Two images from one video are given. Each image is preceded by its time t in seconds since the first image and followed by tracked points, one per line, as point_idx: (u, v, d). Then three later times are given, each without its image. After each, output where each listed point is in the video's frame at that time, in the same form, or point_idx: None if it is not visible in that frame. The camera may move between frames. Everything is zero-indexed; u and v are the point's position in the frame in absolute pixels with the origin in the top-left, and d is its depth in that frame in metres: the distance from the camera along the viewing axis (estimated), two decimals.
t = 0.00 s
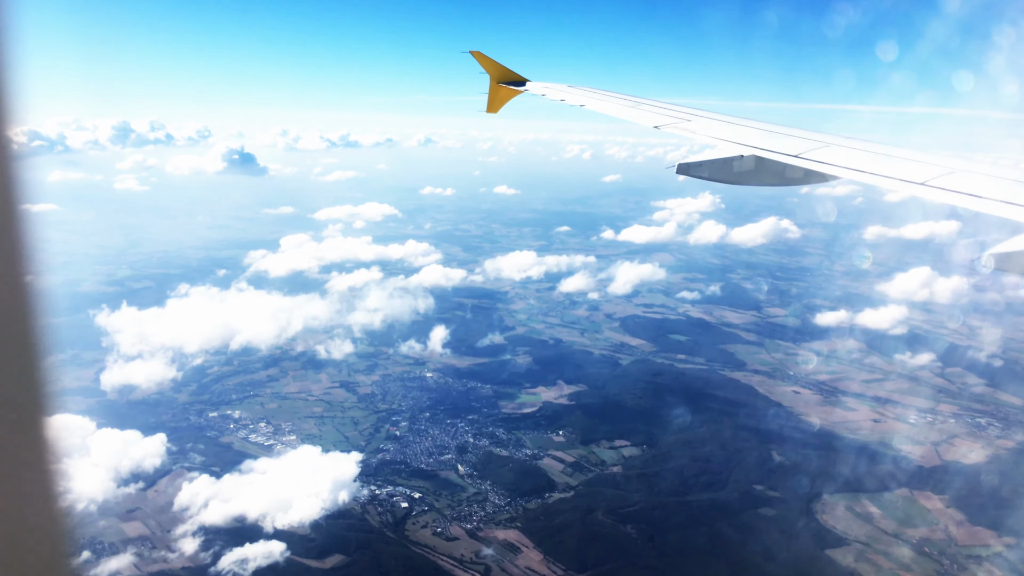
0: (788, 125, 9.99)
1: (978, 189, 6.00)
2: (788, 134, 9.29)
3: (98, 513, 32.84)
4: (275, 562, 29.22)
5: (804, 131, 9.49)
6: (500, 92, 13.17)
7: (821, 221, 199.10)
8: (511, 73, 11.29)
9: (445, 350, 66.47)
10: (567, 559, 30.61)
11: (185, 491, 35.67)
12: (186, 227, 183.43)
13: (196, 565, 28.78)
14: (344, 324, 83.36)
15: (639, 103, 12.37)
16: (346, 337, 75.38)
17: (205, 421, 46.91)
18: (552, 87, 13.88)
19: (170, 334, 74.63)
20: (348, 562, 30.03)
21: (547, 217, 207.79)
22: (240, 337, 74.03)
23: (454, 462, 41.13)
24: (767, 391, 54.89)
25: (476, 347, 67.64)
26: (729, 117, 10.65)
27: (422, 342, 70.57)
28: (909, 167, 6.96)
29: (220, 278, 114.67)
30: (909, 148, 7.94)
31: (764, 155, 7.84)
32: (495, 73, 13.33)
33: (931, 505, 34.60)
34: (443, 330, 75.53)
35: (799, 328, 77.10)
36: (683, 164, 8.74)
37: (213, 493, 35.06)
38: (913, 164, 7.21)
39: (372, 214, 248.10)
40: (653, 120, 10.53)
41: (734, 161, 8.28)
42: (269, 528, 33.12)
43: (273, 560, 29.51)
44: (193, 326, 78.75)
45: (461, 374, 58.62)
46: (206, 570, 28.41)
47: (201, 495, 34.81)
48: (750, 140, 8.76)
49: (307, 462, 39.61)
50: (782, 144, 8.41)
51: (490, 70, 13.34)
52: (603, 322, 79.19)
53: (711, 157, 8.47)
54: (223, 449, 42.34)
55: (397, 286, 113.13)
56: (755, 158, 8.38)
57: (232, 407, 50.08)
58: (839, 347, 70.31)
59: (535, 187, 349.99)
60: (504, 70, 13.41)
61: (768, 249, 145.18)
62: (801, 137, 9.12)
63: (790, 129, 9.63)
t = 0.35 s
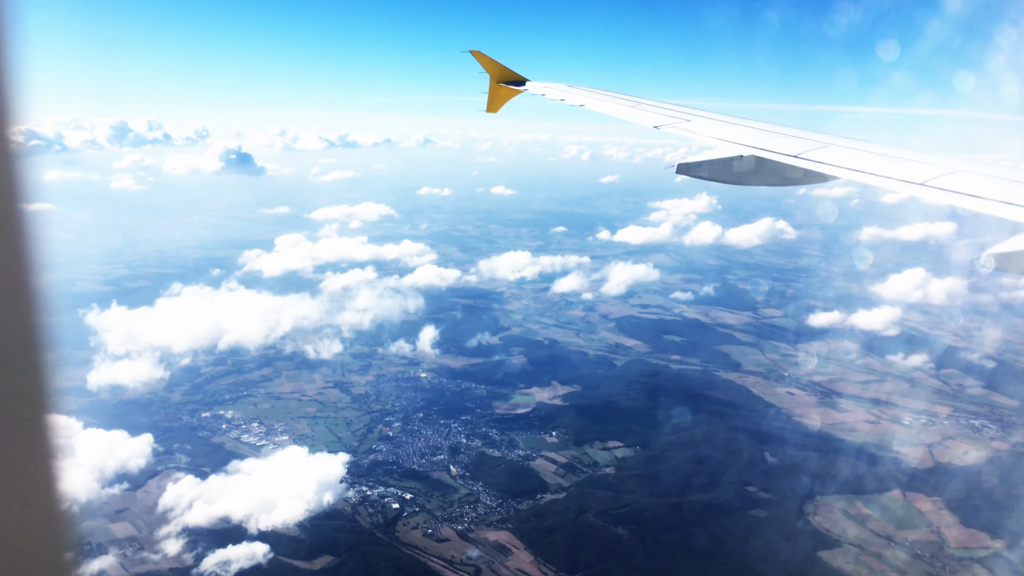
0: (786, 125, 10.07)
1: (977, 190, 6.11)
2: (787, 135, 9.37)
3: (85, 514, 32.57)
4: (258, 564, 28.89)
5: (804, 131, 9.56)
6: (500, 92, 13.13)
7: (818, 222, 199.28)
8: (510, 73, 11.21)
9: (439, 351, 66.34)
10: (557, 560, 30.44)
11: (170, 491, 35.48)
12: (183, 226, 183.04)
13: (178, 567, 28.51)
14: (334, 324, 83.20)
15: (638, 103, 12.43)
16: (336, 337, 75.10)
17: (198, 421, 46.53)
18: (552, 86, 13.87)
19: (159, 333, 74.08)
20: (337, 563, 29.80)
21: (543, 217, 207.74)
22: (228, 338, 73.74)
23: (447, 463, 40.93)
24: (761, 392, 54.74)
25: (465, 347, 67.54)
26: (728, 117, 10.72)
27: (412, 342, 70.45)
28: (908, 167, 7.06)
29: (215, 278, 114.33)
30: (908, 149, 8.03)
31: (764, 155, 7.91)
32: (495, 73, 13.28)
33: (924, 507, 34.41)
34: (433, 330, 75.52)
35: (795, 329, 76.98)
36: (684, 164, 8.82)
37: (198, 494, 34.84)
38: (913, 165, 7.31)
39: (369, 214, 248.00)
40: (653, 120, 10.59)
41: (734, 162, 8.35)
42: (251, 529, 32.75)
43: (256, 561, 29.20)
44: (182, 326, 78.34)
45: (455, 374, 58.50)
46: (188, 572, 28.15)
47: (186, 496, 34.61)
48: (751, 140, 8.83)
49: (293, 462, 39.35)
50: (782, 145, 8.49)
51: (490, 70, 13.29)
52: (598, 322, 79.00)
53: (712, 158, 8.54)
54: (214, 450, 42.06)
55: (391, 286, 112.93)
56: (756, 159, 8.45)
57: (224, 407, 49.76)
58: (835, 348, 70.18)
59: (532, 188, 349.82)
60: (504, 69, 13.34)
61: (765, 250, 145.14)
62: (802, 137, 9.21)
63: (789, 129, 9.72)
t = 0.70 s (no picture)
0: (787, 125, 10.00)
1: (975, 188, 6.07)
2: (788, 134, 9.30)
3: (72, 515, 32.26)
4: (243, 565, 28.58)
5: (804, 130, 9.51)
6: (500, 91, 13.13)
7: (814, 223, 199.89)
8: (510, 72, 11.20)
9: (433, 351, 66.28)
10: (549, 562, 30.26)
11: (155, 493, 35.27)
12: (179, 227, 182.79)
13: (161, 568, 28.18)
14: (323, 324, 83.19)
15: (639, 102, 12.39)
16: (325, 337, 75.01)
17: (191, 421, 46.14)
18: (553, 86, 13.85)
19: (148, 333, 73.67)
20: (328, 564, 29.58)
21: (540, 218, 208.00)
22: (217, 338, 73.50)
23: (439, 464, 40.77)
24: (756, 393, 54.69)
25: (455, 347, 67.49)
26: (728, 117, 10.67)
27: (402, 342, 70.42)
28: (907, 167, 7.01)
29: (210, 278, 114.25)
30: (908, 149, 7.98)
31: (763, 155, 7.83)
32: (494, 72, 13.29)
33: (918, 508, 34.24)
34: (423, 331, 75.68)
35: (790, 329, 77.00)
36: (682, 163, 8.77)
37: (184, 495, 34.65)
38: (914, 164, 7.25)
39: (365, 215, 248.01)
40: (653, 119, 10.53)
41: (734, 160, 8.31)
42: (235, 529, 32.35)
43: (241, 562, 28.87)
44: (171, 324, 78.08)
45: (449, 374, 58.39)
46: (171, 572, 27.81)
47: (172, 497, 34.39)
48: (750, 139, 8.79)
49: (279, 463, 39.14)
50: (782, 144, 8.43)
51: (489, 70, 13.30)
52: (594, 323, 79.02)
53: (711, 158, 8.50)
54: (206, 450, 41.76)
55: (385, 286, 112.92)
56: (756, 158, 8.38)
57: (218, 408, 49.42)
58: (830, 349, 70.17)
59: (529, 189, 350.20)
60: (504, 69, 13.36)
61: (761, 250, 145.42)
62: (802, 137, 9.14)
63: (790, 129, 9.66)
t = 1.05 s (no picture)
0: (787, 124, 10.05)
1: (971, 188, 6.13)
2: (788, 134, 9.36)
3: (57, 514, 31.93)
4: (224, 565, 28.21)
5: (801, 129, 9.60)
6: (498, 90, 13.58)
7: (808, 222, 200.54)
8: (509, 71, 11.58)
9: (427, 350, 66.10)
10: (539, 561, 30.14)
11: (139, 492, 34.96)
12: (172, 225, 181.93)
13: (141, 569, 27.81)
14: (310, 323, 82.95)
15: (639, 101, 12.50)
16: (312, 336, 74.77)
17: (181, 420, 45.77)
18: (551, 85, 14.17)
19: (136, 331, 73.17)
20: (316, 564, 29.31)
21: (535, 217, 207.94)
22: (205, 336, 73.07)
23: (430, 463, 40.61)
24: (749, 393, 54.65)
25: (444, 347, 67.21)
26: (728, 116, 10.75)
27: (389, 342, 70.27)
28: (906, 166, 7.08)
29: (202, 277, 113.75)
30: (905, 147, 8.10)
31: (761, 153, 7.87)
32: (493, 71, 13.70)
33: (909, 507, 34.21)
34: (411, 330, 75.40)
35: (784, 329, 77.05)
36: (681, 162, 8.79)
37: (167, 495, 34.40)
38: (911, 164, 7.33)
39: (359, 214, 247.49)
40: (652, 118, 10.61)
41: (733, 159, 8.32)
42: (218, 530, 31.76)
43: (222, 562, 28.53)
44: (156, 322, 77.50)
45: (443, 374, 58.23)
46: (152, 573, 27.44)
47: (155, 497, 34.14)
48: (750, 138, 8.84)
49: (264, 462, 38.80)
50: (780, 144, 8.48)
51: (489, 69, 13.72)
52: (588, 322, 78.92)
53: (709, 156, 8.49)
54: (195, 449, 41.43)
55: (377, 285, 112.59)
56: (754, 157, 8.41)
57: (209, 406, 49.11)
58: (824, 349, 70.21)
59: (526, 188, 349.92)
60: (502, 68, 13.70)
61: (755, 250, 145.57)
62: (800, 137, 9.22)
63: (788, 129, 9.71)
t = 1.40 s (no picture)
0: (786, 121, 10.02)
1: (971, 184, 6.11)
2: (785, 130, 9.36)
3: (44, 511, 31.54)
4: (210, 563, 27.93)
5: (796, 125, 9.65)
6: (496, 86, 13.63)
7: (804, 220, 200.62)
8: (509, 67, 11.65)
9: (422, 348, 65.96)
10: (530, 559, 30.01)
11: (124, 489, 34.48)
12: (167, 222, 181.28)
13: (125, 567, 27.40)
14: (299, 320, 82.91)
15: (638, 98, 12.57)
16: (300, 333, 74.44)
17: (174, 417, 45.52)
18: (549, 81, 14.31)
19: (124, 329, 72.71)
20: (307, 561, 29.22)
21: (531, 215, 207.57)
22: (192, 334, 72.62)
23: (423, 460, 40.54)
24: (743, 390, 54.63)
25: (436, 344, 67.05)
26: (726, 113, 10.77)
27: (378, 339, 70.12)
28: (904, 163, 7.06)
29: (195, 274, 113.38)
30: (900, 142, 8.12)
31: (760, 151, 7.92)
32: (492, 68, 13.76)
33: (901, 505, 34.16)
34: (400, 328, 75.19)
35: (779, 326, 77.01)
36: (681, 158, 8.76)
37: (153, 493, 34.07)
38: (909, 160, 7.31)
39: (354, 211, 247.00)
40: (651, 114, 10.65)
41: (731, 156, 8.32)
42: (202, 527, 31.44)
43: (208, 560, 28.26)
44: (145, 319, 77.26)
45: (437, 371, 58.11)
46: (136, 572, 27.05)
47: (141, 494, 33.67)
48: (749, 135, 8.85)
49: (251, 461, 38.52)
50: (779, 140, 8.47)
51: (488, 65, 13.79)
52: (583, 320, 78.86)
53: (709, 152, 8.46)
54: (187, 446, 41.18)
55: (369, 283, 112.19)
56: (753, 153, 8.42)
57: (202, 404, 48.90)
58: (819, 346, 70.20)
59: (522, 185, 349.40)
60: (501, 65, 13.74)
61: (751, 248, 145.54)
62: (798, 133, 9.20)
63: (786, 125, 9.69)
